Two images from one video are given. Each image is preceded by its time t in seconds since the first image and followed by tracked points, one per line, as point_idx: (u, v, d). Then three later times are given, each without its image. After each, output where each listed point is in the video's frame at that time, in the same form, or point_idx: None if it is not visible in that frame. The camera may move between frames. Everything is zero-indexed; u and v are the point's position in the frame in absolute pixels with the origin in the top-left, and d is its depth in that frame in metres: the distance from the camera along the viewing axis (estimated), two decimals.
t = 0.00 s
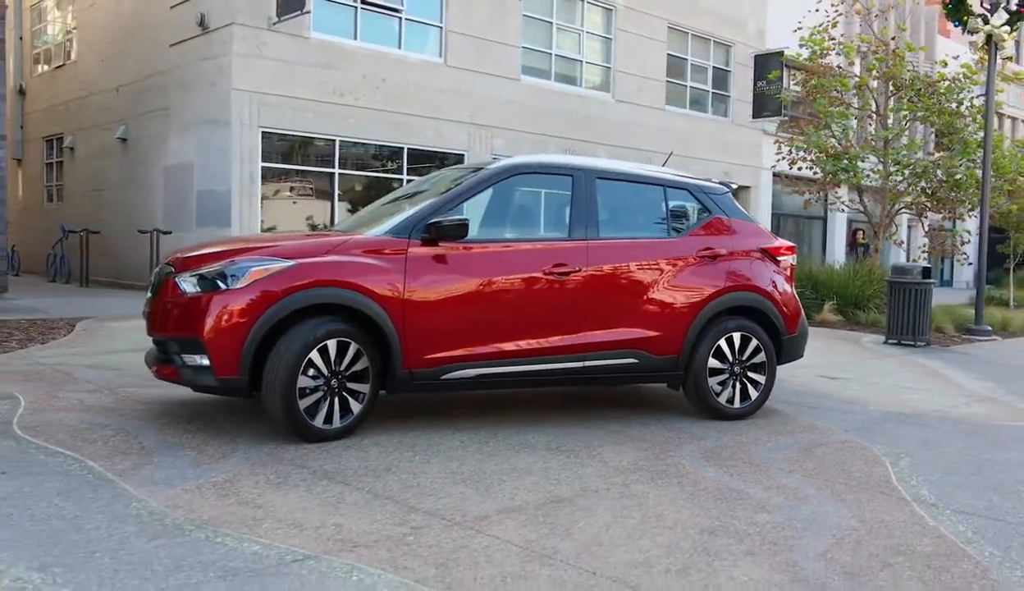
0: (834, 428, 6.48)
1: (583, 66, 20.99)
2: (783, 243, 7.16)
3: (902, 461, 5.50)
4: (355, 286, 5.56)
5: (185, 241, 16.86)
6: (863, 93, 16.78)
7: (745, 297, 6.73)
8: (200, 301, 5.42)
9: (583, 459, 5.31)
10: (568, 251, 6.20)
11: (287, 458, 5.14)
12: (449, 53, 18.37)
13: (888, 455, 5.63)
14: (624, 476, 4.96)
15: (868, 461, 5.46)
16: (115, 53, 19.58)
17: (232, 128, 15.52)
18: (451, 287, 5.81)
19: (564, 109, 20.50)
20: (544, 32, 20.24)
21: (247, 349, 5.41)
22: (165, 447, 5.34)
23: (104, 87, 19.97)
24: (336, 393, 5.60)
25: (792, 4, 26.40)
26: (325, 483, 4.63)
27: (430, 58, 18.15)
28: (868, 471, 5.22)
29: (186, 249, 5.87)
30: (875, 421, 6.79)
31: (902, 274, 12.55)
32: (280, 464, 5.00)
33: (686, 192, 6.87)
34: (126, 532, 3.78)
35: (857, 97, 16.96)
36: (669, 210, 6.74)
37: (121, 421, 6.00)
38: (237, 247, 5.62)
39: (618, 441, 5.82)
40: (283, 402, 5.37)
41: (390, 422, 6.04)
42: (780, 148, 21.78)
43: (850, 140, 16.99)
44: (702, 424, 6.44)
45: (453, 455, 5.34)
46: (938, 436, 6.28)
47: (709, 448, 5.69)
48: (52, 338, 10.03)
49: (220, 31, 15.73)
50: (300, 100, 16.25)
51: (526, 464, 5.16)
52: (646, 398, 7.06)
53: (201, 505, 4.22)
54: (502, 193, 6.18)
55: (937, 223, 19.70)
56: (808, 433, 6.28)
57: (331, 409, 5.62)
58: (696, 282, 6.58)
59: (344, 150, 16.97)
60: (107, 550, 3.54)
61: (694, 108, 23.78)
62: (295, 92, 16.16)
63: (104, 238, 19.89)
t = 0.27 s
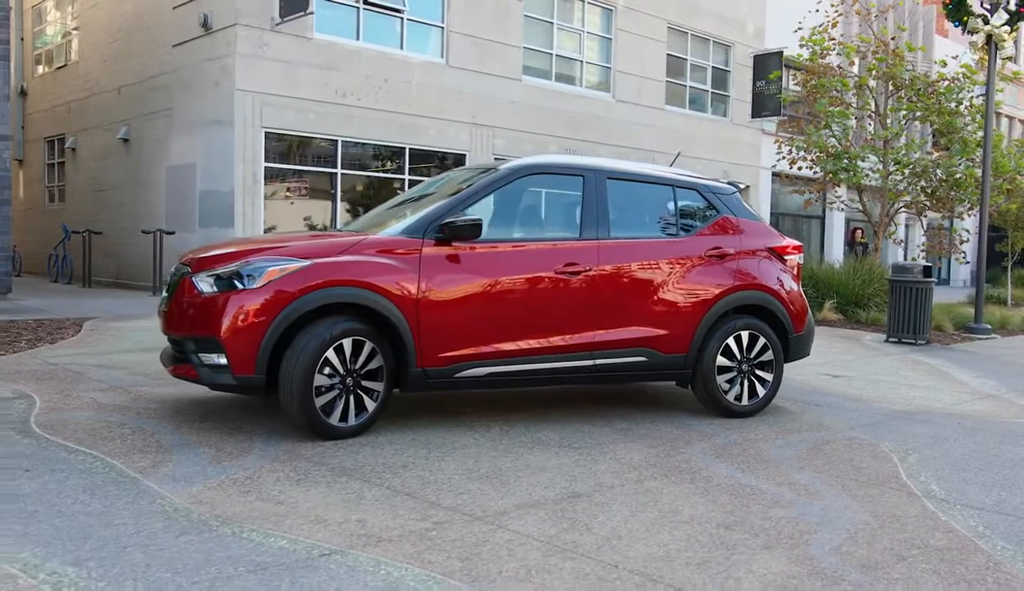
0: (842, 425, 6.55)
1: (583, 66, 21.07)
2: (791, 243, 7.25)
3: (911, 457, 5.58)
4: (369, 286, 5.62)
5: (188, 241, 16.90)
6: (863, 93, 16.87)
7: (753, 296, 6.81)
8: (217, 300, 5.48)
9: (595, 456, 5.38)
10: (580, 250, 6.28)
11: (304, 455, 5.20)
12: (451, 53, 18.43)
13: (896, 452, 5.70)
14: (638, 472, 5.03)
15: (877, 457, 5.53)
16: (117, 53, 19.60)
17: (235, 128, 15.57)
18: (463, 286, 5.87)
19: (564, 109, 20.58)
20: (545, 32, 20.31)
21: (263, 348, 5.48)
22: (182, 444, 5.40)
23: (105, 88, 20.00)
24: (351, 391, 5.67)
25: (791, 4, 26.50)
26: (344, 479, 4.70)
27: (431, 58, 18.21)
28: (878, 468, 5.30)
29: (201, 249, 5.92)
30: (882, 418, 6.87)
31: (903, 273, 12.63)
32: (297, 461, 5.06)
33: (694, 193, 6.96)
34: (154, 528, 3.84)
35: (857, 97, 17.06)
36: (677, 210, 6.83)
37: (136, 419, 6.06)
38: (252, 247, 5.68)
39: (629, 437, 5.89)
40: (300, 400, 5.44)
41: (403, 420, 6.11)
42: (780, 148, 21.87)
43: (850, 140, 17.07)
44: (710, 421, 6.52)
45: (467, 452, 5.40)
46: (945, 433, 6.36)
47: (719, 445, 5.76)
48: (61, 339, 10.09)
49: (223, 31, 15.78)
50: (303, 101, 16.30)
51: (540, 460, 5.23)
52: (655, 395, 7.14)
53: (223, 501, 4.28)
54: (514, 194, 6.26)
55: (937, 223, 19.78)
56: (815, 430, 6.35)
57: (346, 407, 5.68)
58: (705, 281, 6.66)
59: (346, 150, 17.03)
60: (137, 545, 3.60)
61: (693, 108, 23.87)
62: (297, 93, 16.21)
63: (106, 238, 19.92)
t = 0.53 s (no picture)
0: (848, 422, 6.63)
1: (583, 66, 21.14)
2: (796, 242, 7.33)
3: (918, 453, 5.66)
4: (383, 285, 5.69)
5: (190, 241, 16.95)
6: (863, 93, 16.96)
7: (760, 295, 6.90)
8: (233, 299, 5.53)
9: (607, 453, 5.45)
10: (589, 250, 6.35)
11: (319, 452, 5.27)
12: (452, 54, 18.49)
13: (903, 448, 5.77)
14: (650, 468, 5.10)
15: (885, 454, 5.61)
16: (120, 53, 19.62)
17: (238, 128, 15.62)
18: (475, 285, 5.94)
19: (565, 109, 20.65)
20: (545, 32, 20.38)
21: (278, 346, 5.54)
22: (199, 442, 5.46)
23: (107, 88, 20.04)
24: (364, 389, 5.74)
25: (790, 4, 26.60)
26: (361, 476, 4.76)
27: (432, 59, 18.27)
28: (886, 463, 5.37)
29: (215, 248, 5.97)
30: (887, 415, 6.94)
31: (903, 271, 12.69)
32: (313, 458, 5.12)
33: (701, 192, 7.04)
34: (179, 523, 3.91)
35: (857, 97, 17.15)
36: (685, 209, 6.91)
37: (151, 418, 6.12)
38: (266, 247, 5.74)
39: (639, 434, 5.96)
40: (315, 398, 5.51)
41: (415, 418, 6.18)
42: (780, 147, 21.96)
43: (850, 140, 17.16)
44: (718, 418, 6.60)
45: (481, 448, 5.47)
46: (951, 429, 6.43)
47: (728, 441, 5.84)
48: (69, 338, 10.14)
49: (226, 32, 15.83)
50: (305, 101, 16.34)
51: (553, 457, 5.30)
52: (662, 393, 7.21)
53: (244, 497, 4.35)
54: (525, 193, 6.32)
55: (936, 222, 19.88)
56: (823, 427, 6.42)
57: (360, 405, 5.75)
58: (712, 280, 6.74)
59: (348, 150, 17.08)
60: (165, 540, 3.67)
61: (693, 108, 23.95)
62: (300, 93, 16.26)
63: (108, 238, 19.95)
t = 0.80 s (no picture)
0: (852, 419, 6.70)
1: (583, 66, 21.22)
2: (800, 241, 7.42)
3: (923, 449, 5.74)
4: (395, 284, 5.76)
5: (192, 241, 17.00)
6: (862, 93, 17.05)
7: (765, 293, 6.98)
8: (247, 299, 5.59)
9: (616, 449, 5.52)
10: (597, 249, 6.43)
11: (332, 449, 5.34)
12: (452, 54, 18.55)
13: (907, 445, 5.85)
14: (660, 464, 5.17)
15: (890, 450, 5.68)
16: (121, 53, 19.65)
17: (240, 128, 15.68)
18: (485, 285, 6.01)
19: (565, 108, 20.72)
20: (545, 33, 20.46)
21: (291, 345, 5.61)
22: (213, 439, 5.53)
23: (108, 88, 20.07)
24: (376, 387, 5.81)
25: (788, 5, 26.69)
26: (376, 472, 4.83)
27: (433, 59, 18.32)
28: (892, 459, 5.45)
29: (227, 248, 6.03)
30: (891, 412, 7.02)
31: (904, 270, 12.76)
32: (327, 455, 5.19)
33: (707, 192, 7.12)
34: (200, 518, 3.98)
35: (856, 96, 17.24)
36: (690, 209, 6.99)
37: (163, 416, 6.19)
38: (279, 246, 5.79)
39: (647, 431, 6.04)
40: (328, 396, 5.58)
41: (425, 415, 6.25)
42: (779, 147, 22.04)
43: (850, 139, 17.24)
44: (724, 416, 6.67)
45: (492, 445, 5.54)
46: (954, 426, 6.51)
47: (735, 438, 5.91)
48: (75, 338, 10.18)
49: (228, 32, 15.88)
50: (307, 101, 16.40)
51: (563, 454, 5.37)
52: (667, 391, 7.29)
53: (262, 493, 4.42)
54: (534, 193, 6.40)
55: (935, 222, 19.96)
56: (827, 424, 6.50)
57: (372, 403, 5.82)
58: (717, 278, 6.82)
59: (349, 150, 17.11)
60: (188, 534, 3.74)
61: (692, 108, 24.02)
62: (302, 93, 16.31)
63: (109, 238, 19.98)
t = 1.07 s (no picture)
0: (855, 416, 6.78)
1: (583, 65, 21.30)
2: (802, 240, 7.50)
3: (925, 445, 5.82)
4: (404, 283, 5.83)
5: (194, 241, 17.06)
6: (860, 93, 17.14)
7: (768, 291, 7.06)
8: (258, 298, 5.66)
9: (622, 445, 5.60)
10: (602, 248, 6.50)
11: (344, 446, 5.41)
12: (453, 54, 18.62)
13: (910, 440, 5.94)
14: (667, 460, 5.26)
15: (893, 445, 5.77)
16: (122, 53, 19.69)
17: (242, 128, 15.74)
18: (493, 283, 6.09)
19: (565, 108, 20.80)
20: (545, 32, 20.53)
21: (302, 343, 5.68)
22: (225, 437, 5.60)
23: (110, 87, 20.11)
24: (385, 385, 5.89)
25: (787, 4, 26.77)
26: (388, 468, 4.91)
27: (433, 59, 18.39)
28: (894, 454, 5.54)
29: (237, 247, 6.10)
30: (892, 409, 7.11)
31: (903, 269, 12.85)
32: (338, 452, 5.26)
33: (709, 191, 7.20)
34: (218, 512, 4.06)
35: (855, 96, 17.34)
36: (694, 208, 7.07)
37: (174, 414, 6.26)
38: (289, 246, 5.86)
39: (652, 428, 6.12)
40: (338, 393, 5.65)
41: (433, 413, 6.33)
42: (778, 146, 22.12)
43: (849, 138, 17.33)
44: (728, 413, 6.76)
45: (500, 442, 5.62)
46: (955, 422, 6.60)
47: (740, 435, 5.99)
48: (81, 337, 10.23)
49: (230, 33, 15.94)
50: (308, 102, 16.46)
51: (571, 450, 5.45)
52: (671, 388, 7.37)
53: (277, 488, 4.50)
54: (540, 193, 6.47)
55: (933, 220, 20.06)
56: (830, 420, 6.58)
57: (381, 400, 5.90)
58: (721, 276, 6.90)
59: (350, 150, 17.17)
60: (208, 528, 3.82)
61: (691, 107, 24.11)
62: (303, 93, 16.37)
63: (111, 238, 20.03)
